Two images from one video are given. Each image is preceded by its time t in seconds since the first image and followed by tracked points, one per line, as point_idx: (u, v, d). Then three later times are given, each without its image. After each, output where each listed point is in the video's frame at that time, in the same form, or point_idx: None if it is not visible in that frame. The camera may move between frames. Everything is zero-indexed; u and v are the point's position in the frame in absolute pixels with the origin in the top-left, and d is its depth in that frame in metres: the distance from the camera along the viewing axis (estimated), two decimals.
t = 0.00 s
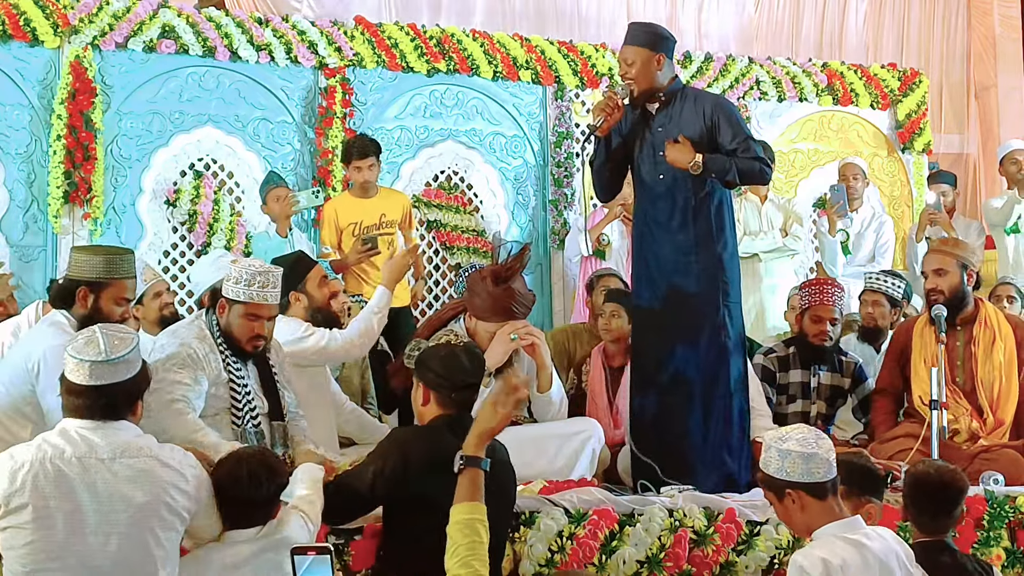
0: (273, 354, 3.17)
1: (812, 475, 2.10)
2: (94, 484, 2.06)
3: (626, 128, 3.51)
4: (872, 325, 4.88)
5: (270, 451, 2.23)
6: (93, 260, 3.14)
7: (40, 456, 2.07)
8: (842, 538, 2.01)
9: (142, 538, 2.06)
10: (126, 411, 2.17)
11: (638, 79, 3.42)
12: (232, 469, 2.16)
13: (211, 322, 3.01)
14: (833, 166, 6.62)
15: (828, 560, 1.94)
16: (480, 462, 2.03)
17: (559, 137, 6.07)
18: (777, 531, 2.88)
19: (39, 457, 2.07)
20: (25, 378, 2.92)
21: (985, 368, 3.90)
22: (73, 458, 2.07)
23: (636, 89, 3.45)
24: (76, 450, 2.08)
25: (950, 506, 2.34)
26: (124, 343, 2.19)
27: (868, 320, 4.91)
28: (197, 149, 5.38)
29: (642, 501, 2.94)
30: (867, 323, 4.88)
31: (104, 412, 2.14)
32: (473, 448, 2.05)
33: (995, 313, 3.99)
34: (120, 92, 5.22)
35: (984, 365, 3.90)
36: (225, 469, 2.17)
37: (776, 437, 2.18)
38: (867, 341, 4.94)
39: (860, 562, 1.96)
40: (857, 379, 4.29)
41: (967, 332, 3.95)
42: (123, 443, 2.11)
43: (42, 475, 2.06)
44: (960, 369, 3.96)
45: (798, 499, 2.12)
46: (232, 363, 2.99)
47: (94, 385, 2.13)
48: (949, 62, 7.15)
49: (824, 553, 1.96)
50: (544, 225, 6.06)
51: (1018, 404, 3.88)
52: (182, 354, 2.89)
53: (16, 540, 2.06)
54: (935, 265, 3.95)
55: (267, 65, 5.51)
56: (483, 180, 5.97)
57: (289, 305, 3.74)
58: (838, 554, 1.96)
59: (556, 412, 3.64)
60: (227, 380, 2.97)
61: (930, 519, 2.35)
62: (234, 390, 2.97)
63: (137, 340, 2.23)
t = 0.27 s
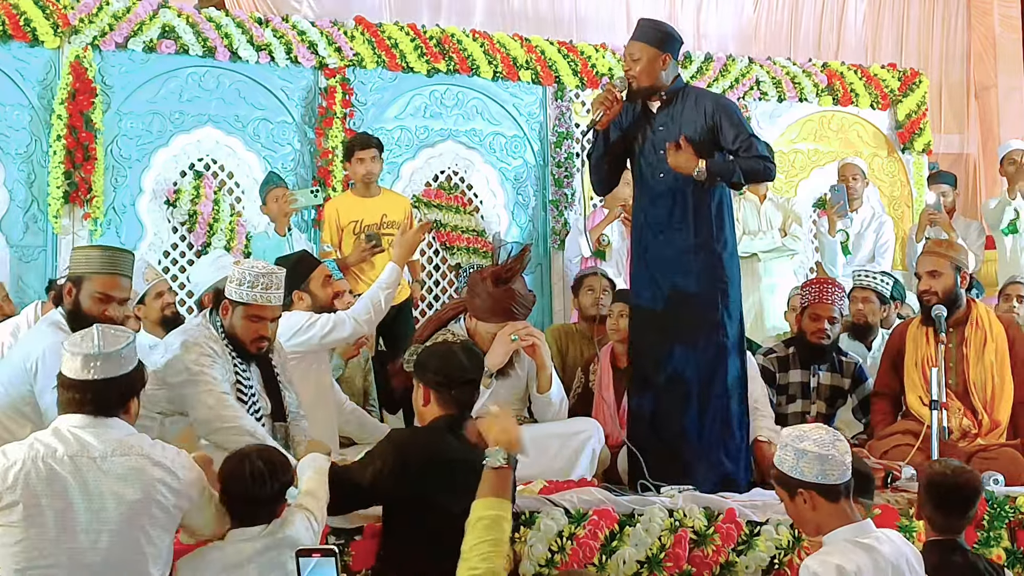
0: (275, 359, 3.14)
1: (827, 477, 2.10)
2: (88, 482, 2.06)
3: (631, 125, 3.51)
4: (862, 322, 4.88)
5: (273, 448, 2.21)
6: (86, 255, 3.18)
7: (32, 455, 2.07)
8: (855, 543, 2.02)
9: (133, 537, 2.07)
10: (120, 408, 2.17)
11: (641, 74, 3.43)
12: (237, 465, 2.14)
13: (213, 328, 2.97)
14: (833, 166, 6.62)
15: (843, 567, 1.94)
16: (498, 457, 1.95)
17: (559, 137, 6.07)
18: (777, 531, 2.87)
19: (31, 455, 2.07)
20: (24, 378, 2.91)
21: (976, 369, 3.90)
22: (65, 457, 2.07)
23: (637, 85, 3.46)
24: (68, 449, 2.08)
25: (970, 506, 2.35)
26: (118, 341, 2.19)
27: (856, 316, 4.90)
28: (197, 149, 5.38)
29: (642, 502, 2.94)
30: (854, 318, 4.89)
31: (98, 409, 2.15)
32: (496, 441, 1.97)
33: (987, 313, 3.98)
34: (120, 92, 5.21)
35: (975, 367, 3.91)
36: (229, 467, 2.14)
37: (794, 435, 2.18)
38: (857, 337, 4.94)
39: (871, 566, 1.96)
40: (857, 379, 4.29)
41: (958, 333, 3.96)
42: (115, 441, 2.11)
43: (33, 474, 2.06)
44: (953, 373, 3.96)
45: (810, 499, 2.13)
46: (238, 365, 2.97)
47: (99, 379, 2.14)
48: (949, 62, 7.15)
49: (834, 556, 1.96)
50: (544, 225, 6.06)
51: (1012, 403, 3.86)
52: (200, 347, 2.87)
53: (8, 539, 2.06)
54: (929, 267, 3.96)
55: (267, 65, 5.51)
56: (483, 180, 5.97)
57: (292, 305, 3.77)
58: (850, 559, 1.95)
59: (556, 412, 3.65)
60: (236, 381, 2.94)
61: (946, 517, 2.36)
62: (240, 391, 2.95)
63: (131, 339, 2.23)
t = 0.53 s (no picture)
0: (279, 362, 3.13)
1: (836, 477, 2.10)
2: (97, 483, 2.08)
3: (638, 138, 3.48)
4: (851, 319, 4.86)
5: (282, 443, 2.25)
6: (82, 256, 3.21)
7: (40, 454, 2.08)
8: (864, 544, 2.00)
9: (139, 538, 2.08)
10: (128, 408, 2.20)
11: (646, 88, 3.40)
12: (247, 460, 2.17)
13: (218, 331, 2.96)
14: (833, 166, 6.62)
15: (853, 571, 1.93)
16: (476, 449, 1.90)
17: (559, 137, 6.07)
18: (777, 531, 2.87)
19: (40, 454, 2.08)
20: (19, 381, 2.91)
21: (973, 374, 3.89)
22: (73, 457, 2.08)
23: (642, 99, 3.43)
24: (77, 450, 2.09)
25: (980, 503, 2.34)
26: (126, 345, 2.21)
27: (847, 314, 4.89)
28: (197, 149, 5.38)
29: (642, 502, 2.94)
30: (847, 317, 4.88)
31: (107, 410, 2.16)
32: (472, 434, 1.92)
33: (986, 313, 3.96)
34: (120, 92, 5.21)
35: (970, 370, 3.90)
36: (238, 464, 2.17)
37: (806, 433, 2.18)
38: (852, 336, 4.90)
39: (881, 568, 1.96)
40: (857, 380, 4.29)
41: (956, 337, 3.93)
42: (125, 444, 2.12)
43: (42, 472, 2.07)
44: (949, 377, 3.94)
45: (818, 499, 2.13)
46: (243, 368, 2.96)
47: (99, 383, 2.15)
48: (949, 61, 7.15)
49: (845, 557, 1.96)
50: (544, 225, 6.06)
51: (1011, 406, 3.85)
52: (201, 348, 2.88)
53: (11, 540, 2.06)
54: (928, 268, 3.96)
55: (267, 65, 5.51)
56: (483, 181, 5.98)
57: (297, 304, 3.76)
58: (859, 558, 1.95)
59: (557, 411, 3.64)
60: (240, 383, 2.94)
61: (959, 517, 2.35)
62: (245, 394, 2.94)
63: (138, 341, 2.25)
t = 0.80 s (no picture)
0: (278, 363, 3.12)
1: (845, 478, 2.10)
2: (107, 483, 2.08)
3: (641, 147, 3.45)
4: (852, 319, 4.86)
5: (282, 439, 2.25)
6: (80, 258, 3.19)
7: (50, 455, 2.07)
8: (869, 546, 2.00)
9: (146, 541, 2.09)
10: (136, 409, 2.20)
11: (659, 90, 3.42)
12: (245, 458, 2.17)
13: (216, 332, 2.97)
14: (833, 166, 6.62)
15: (857, 575, 1.93)
16: (471, 453, 1.81)
17: (559, 137, 6.08)
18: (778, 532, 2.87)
19: (50, 455, 2.07)
20: (19, 384, 2.91)
21: (965, 384, 3.89)
22: (83, 458, 2.08)
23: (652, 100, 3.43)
24: (87, 450, 2.09)
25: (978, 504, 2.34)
26: (135, 343, 2.21)
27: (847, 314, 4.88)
28: (197, 149, 5.38)
29: (642, 502, 2.94)
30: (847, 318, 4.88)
31: (115, 411, 2.16)
32: (467, 438, 1.82)
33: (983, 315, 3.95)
34: (121, 93, 5.22)
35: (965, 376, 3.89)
36: (236, 461, 2.17)
37: (814, 433, 2.18)
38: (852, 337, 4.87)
39: (884, 569, 1.95)
40: (858, 380, 4.29)
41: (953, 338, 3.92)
42: (134, 445, 2.13)
43: (52, 473, 2.06)
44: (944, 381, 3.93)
45: (825, 500, 2.11)
46: (240, 367, 2.97)
47: (108, 383, 2.15)
48: (949, 61, 7.16)
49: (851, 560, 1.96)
50: (544, 225, 6.06)
51: (1008, 412, 3.83)
52: (192, 352, 2.87)
53: (15, 542, 2.05)
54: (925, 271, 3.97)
55: (267, 66, 5.51)
56: (483, 181, 5.98)
57: (300, 304, 3.74)
58: (865, 561, 1.95)
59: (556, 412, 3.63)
60: (235, 385, 2.94)
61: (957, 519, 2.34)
62: (241, 394, 2.95)
63: (147, 340, 2.25)
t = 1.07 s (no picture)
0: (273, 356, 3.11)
1: (845, 480, 2.10)
2: (110, 484, 2.08)
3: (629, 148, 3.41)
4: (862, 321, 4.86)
5: (279, 436, 2.24)
6: (81, 258, 3.18)
7: (53, 456, 2.07)
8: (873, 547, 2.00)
9: (150, 541, 2.09)
10: (139, 408, 2.20)
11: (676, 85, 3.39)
12: (242, 456, 2.16)
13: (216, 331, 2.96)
14: (833, 166, 6.67)
15: None
16: (454, 460, 1.97)
17: (559, 137, 6.08)
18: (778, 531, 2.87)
19: (53, 456, 2.07)
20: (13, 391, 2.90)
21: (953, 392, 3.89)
22: (87, 458, 2.08)
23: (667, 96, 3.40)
24: (90, 451, 2.09)
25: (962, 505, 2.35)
26: (137, 343, 2.21)
27: (857, 317, 4.89)
28: (197, 149, 5.38)
29: (642, 502, 2.94)
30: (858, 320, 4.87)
31: (118, 411, 2.16)
32: (449, 445, 2.00)
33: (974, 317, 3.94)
34: (121, 92, 5.21)
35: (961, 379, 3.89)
36: (233, 459, 2.16)
37: (812, 435, 2.18)
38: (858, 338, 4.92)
39: (886, 569, 1.96)
40: (858, 379, 4.29)
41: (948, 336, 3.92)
42: (138, 445, 2.13)
43: (56, 474, 2.06)
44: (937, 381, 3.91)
45: (826, 501, 2.11)
46: (237, 363, 2.97)
47: (111, 383, 2.15)
48: (949, 61, 7.16)
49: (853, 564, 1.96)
50: (544, 225, 6.08)
51: (998, 417, 3.86)
52: (201, 353, 2.87)
53: (17, 542, 2.05)
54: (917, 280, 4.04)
55: (267, 65, 5.51)
56: (483, 181, 5.98)
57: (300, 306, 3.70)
58: (867, 563, 1.96)
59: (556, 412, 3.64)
60: (236, 378, 2.95)
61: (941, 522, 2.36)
62: (239, 390, 2.96)
63: (149, 339, 2.25)
